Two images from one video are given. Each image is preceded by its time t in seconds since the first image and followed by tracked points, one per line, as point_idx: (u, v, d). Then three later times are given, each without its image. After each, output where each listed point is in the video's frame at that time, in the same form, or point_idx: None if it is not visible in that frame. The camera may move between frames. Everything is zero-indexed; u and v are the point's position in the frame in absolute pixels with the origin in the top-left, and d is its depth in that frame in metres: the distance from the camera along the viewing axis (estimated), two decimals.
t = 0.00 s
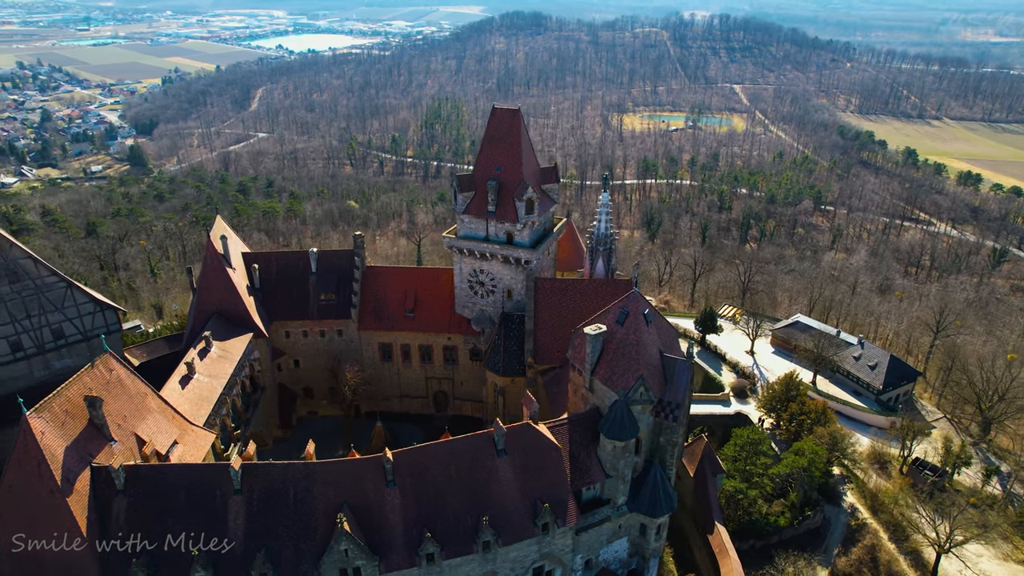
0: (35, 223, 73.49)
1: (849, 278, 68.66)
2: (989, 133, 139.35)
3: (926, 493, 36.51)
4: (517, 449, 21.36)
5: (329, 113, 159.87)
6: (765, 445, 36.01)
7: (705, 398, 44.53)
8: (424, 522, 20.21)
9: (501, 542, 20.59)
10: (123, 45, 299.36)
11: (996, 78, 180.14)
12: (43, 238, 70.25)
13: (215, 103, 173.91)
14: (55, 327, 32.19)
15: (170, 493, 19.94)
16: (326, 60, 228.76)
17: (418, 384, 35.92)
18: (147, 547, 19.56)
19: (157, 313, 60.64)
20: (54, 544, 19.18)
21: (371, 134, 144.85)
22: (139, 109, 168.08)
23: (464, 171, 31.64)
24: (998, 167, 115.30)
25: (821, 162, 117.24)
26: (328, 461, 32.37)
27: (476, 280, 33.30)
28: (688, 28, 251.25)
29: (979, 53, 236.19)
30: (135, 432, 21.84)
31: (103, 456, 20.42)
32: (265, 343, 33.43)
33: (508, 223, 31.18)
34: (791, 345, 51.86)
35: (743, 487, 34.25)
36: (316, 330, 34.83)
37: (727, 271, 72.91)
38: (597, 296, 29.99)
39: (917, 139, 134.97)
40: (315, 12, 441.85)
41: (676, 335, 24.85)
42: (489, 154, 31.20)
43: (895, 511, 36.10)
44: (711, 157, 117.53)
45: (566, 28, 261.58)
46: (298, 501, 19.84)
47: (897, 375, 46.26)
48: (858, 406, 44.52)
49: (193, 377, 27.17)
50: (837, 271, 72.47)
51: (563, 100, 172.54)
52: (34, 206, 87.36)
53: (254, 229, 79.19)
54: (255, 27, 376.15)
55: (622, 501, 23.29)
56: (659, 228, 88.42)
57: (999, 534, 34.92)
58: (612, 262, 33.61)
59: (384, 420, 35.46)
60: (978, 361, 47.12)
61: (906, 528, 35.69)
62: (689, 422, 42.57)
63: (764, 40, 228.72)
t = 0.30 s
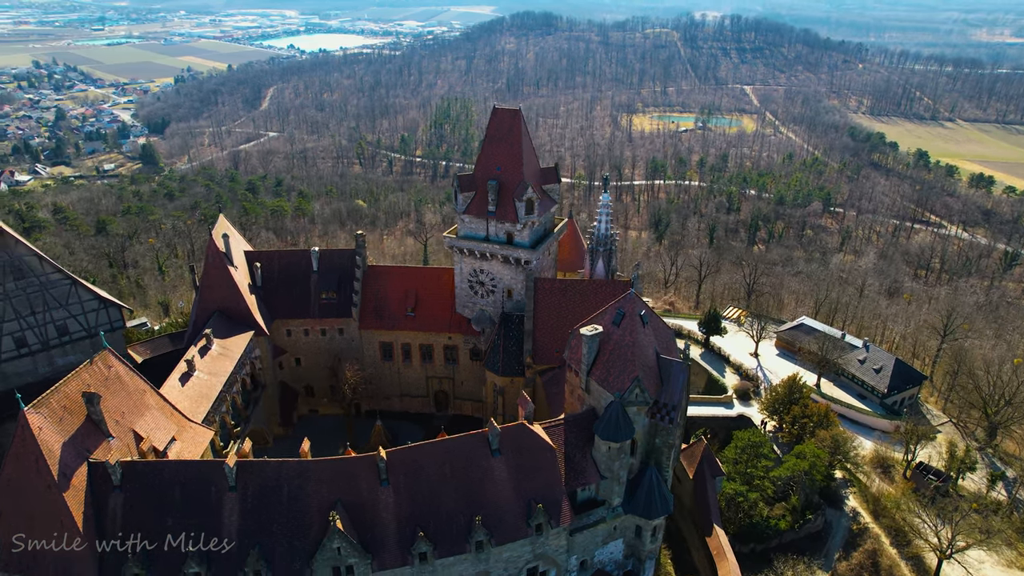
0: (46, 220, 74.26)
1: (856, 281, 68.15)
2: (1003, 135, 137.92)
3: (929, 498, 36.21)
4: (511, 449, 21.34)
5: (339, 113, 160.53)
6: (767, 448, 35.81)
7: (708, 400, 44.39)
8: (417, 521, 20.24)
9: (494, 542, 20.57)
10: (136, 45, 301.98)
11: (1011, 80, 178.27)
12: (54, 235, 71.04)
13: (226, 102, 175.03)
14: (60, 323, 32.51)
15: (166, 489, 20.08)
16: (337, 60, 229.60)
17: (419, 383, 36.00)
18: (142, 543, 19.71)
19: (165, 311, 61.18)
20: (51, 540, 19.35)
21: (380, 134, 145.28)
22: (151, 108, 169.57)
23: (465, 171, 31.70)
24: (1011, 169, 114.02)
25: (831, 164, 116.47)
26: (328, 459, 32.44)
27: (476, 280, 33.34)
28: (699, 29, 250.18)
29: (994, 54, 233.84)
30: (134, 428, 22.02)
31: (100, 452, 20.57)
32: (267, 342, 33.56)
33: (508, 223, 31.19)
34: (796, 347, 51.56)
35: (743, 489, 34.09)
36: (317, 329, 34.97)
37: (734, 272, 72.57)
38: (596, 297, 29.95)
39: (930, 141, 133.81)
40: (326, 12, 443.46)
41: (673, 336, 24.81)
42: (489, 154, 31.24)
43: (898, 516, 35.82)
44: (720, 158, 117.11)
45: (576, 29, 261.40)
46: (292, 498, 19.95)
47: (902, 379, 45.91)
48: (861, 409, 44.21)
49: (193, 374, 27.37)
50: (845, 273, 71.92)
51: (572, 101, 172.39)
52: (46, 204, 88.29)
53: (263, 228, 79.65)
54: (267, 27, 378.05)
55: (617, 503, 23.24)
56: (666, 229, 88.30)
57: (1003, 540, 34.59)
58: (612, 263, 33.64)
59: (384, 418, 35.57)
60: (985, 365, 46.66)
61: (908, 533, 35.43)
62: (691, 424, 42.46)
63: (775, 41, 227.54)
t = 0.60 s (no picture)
0: (58, 218, 75.06)
1: (864, 284, 67.63)
2: (1017, 137, 136.49)
3: (931, 503, 35.91)
4: (505, 449, 21.32)
5: (349, 112, 161.18)
6: (768, 451, 35.61)
7: (711, 401, 44.22)
8: (410, 519, 20.29)
9: (487, 542, 20.59)
10: (150, 44, 304.63)
11: None
12: (65, 232, 71.81)
13: (237, 101, 176.07)
14: (64, 320, 32.82)
15: (161, 485, 20.26)
16: (348, 59, 230.44)
17: (419, 382, 36.06)
18: (138, 538, 19.89)
19: (173, 308, 61.69)
20: (49, 533, 19.58)
21: (389, 134, 145.71)
22: (164, 107, 170.93)
23: (465, 171, 31.74)
24: None
25: (841, 165, 115.68)
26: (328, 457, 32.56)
27: (476, 280, 33.37)
28: (710, 29, 249.21)
29: (1009, 55, 231.46)
30: (131, 424, 22.19)
31: (98, 447, 20.79)
32: (268, 340, 33.75)
33: (508, 223, 31.19)
34: (800, 350, 51.22)
35: (743, 492, 33.93)
36: (318, 327, 35.08)
37: (741, 274, 72.24)
38: (595, 297, 29.90)
39: (942, 143, 132.63)
40: (338, 11, 445.20)
41: (670, 337, 24.73)
42: (490, 154, 31.29)
43: (900, 520, 35.55)
44: (729, 160, 116.60)
45: (587, 29, 260.98)
46: (287, 496, 20.05)
47: (907, 382, 45.50)
48: (866, 413, 43.82)
49: (193, 371, 27.57)
50: (853, 275, 71.38)
51: (582, 101, 172.16)
52: (58, 202, 89.19)
53: (271, 227, 80.03)
54: (279, 27, 379.86)
55: (612, 504, 23.15)
56: (674, 231, 88.09)
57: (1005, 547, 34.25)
58: (612, 263, 33.95)
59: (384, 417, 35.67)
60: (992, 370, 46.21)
61: (909, 537, 35.12)
62: (693, 426, 42.38)
63: (787, 42, 226.29)
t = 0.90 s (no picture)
0: (69, 216, 75.84)
1: (872, 286, 67.08)
2: None
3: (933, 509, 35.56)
4: (499, 449, 21.34)
5: (359, 112, 161.75)
6: (768, 454, 35.47)
7: (713, 403, 44.11)
8: (403, 518, 20.36)
9: (479, 541, 20.61)
10: (164, 44, 307.11)
11: None
12: (76, 230, 72.61)
13: (249, 100, 177.19)
14: (68, 317, 33.20)
15: (157, 482, 20.39)
16: (359, 59, 231.24)
17: (419, 381, 36.14)
18: (133, 533, 20.06)
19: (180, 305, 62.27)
20: (46, 527, 19.79)
21: (399, 133, 146.11)
22: (176, 106, 172.29)
23: (466, 171, 31.80)
24: None
25: (852, 167, 114.89)
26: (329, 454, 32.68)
27: (476, 279, 33.40)
28: (721, 30, 248.18)
29: None
30: (129, 420, 22.38)
31: (95, 442, 20.99)
32: (269, 338, 33.98)
33: (508, 223, 31.21)
34: (804, 352, 50.90)
35: (742, 494, 33.82)
36: (319, 325, 35.24)
37: (747, 276, 71.86)
38: (594, 297, 29.86)
39: (956, 145, 131.45)
40: (350, 11, 446.94)
41: (667, 339, 24.68)
42: (490, 154, 31.33)
43: (901, 524, 35.24)
44: (738, 161, 116.11)
45: (598, 30, 260.57)
46: (280, 494, 20.17)
47: (912, 386, 45.14)
48: (870, 416, 43.47)
49: (194, 368, 27.79)
50: (861, 278, 70.83)
51: (592, 101, 171.95)
52: (69, 199, 90.12)
53: (279, 226, 80.44)
54: (291, 27, 382.03)
55: (606, 505, 23.08)
56: (682, 232, 87.87)
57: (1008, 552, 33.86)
58: (611, 264, 33.17)
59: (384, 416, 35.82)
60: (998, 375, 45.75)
61: (911, 542, 34.74)
62: (695, 428, 42.30)
63: (799, 42, 225.06)
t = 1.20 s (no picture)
0: (81, 214, 76.66)
1: (881, 289, 66.50)
2: None
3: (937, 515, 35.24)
4: (493, 449, 21.34)
5: (370, 111, 162.27)
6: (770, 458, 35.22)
7: (715, 406, 43.94)
8: (396, 516, 20.43)
9: (471, 541, 20.66)
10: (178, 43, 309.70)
11: None
12: (88, 228, 73.42)
13: (261, 100, 178.30)
14: (73, 313, 33.56)
15: (153, 477, 20.57)
16: (370, 58, 231.97)
17: (420, 380, 36.20)
18: (128, 529, 20.25)
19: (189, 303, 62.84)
20: (44, 521, 20.03)
21: (409, 133, 146.49)
22: (189, 105, 173.70)
23: (466, 171, 31.83)
24: None
25: (863, 169, 113.95)
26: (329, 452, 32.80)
27: (476, 279, 33.44)
28: (733, 30, 246.93)
29: None
30: (127, 416, 22.58)
31: (93, 438, 21.19)
32: (270, 335, 34.18)
33: (508, 223, 31.21)
34: (809, 355, 50.58)
35: (743, 498, 33.63)
36: (321, 324, 35.37)
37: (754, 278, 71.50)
38: (593, 298, 29.79)
39: (969, 147, 130.07)
40: (362, 11, 448.43)
41: (664, 340, 24.57)
42: (490, 154, 31.34)
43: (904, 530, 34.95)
44: (748, 162, 115.52)
45: (609, 30, 260.06)
46: (274, 490, 20.28)
47: (917, 390, 44.74)
48: (874, 420, 43.13)
49: (193, 365, 28.02)
50: (870, 281, 70.20)
51: (602, 102, 171.69)
52: (82, 197, 91.10)
53: (288, 225, 80.85)
54: (303, 26, 383.93)
55: (600, 506, 23.07)
56: (690, 233, 87.62)
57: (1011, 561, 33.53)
58: (611, 265, 33.09)
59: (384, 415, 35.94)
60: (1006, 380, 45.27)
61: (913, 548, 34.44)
62: (696, 430, 42.25)
63: (812, 43, 223.54)
